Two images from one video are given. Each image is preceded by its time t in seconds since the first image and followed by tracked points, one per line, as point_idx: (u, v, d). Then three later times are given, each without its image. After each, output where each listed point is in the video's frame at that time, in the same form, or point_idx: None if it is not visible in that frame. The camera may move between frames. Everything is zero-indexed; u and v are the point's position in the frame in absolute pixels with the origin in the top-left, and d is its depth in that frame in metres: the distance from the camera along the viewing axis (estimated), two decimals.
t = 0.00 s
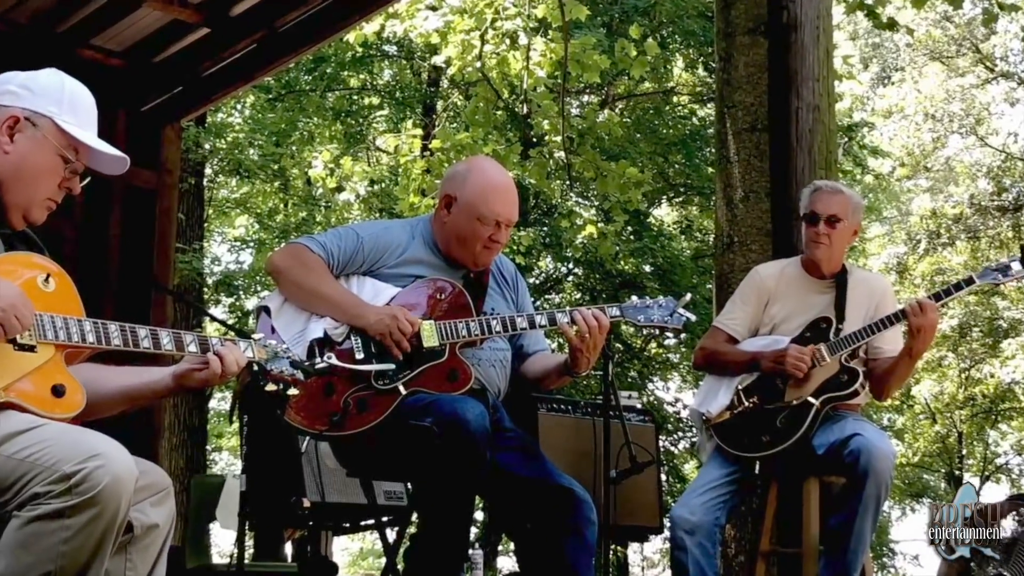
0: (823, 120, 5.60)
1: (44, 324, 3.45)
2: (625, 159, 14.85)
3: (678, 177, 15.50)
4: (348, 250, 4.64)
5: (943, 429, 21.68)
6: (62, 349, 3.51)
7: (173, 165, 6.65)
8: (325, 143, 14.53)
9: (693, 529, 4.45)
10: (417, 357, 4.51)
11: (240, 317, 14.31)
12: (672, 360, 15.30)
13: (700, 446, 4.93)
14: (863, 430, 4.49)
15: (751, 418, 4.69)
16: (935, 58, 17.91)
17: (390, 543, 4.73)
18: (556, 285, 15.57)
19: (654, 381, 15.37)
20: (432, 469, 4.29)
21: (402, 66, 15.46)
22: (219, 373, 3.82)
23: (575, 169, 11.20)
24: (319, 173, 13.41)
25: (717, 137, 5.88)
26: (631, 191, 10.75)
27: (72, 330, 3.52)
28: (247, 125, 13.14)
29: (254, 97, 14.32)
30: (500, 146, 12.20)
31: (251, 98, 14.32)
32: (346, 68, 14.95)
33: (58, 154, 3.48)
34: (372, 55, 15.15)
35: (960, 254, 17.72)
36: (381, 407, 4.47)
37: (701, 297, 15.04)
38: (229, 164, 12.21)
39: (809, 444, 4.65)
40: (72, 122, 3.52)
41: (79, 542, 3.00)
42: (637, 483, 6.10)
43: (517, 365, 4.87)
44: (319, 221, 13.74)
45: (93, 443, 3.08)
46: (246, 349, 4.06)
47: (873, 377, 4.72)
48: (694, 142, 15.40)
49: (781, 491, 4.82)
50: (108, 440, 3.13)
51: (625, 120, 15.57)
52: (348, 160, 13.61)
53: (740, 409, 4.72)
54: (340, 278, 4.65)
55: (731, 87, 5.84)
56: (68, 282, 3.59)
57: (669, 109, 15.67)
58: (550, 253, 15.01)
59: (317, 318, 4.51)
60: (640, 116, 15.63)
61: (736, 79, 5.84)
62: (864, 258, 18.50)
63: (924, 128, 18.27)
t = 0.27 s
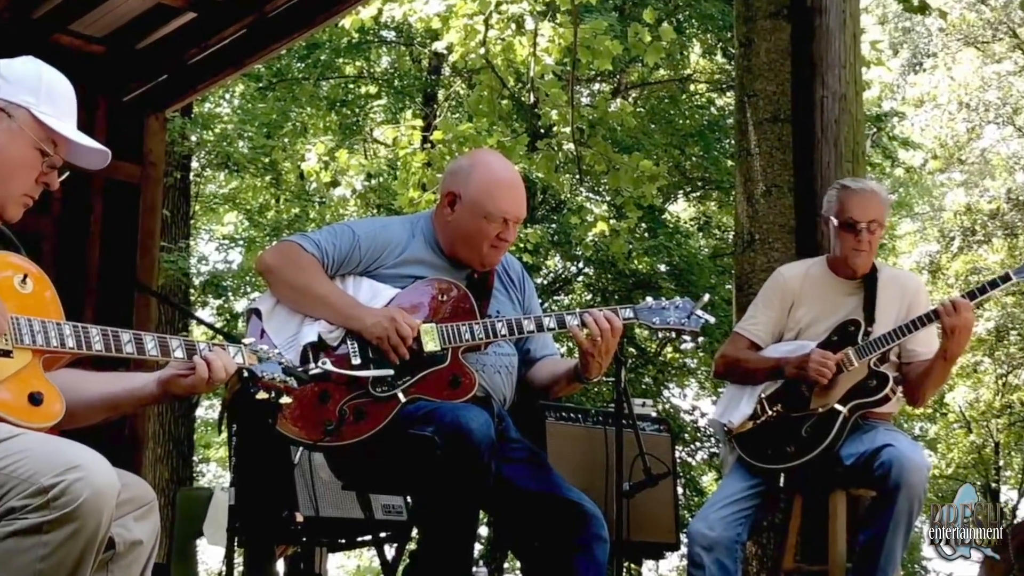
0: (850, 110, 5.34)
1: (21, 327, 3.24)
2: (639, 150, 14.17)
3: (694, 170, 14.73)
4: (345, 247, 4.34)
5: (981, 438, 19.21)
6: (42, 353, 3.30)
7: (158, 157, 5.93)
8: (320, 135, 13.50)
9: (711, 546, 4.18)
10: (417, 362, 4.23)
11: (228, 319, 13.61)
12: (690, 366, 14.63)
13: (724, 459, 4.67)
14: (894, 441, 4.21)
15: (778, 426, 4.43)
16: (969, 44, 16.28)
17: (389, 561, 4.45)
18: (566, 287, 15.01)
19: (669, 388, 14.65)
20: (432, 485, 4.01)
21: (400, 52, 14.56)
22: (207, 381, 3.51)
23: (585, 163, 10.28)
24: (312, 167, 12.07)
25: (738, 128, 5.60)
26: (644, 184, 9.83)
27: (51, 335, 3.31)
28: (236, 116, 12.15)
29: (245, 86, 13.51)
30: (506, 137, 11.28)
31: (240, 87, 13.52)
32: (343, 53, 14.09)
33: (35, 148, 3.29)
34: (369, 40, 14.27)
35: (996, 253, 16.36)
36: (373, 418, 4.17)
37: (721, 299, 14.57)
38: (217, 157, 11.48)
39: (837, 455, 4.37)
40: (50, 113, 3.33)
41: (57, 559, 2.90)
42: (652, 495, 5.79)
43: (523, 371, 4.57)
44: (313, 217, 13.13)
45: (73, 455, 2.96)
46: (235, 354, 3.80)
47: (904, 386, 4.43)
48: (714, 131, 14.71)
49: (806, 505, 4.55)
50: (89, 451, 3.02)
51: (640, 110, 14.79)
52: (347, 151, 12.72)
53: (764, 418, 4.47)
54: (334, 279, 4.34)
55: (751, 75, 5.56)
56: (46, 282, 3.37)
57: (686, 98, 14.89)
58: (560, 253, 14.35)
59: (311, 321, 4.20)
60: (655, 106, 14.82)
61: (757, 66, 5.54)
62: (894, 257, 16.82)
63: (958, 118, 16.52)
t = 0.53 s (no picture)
0: (882, 100, 4.97)
1: (5, 329, 2.97)
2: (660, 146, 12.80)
3: (718, 164, 13.46)
4: (347, 246, 4.08)
5: None
6: (25, 359, 3.03)
7: (148, 152, 5.58)
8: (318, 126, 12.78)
9: (734, 563, 3.94)
10: (423, 368, 3.97)
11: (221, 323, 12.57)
12: (712, 371, 13.47)
13: (742, 470, 4.43)
14: (929, 451, 3.97)
15: (807, 437, 4.18)
16: None
17: None
18: (580, 288, 14.03)
19: (689, 396, 13.52)
20: (438, 496, 3.78)
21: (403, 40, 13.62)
22: (203, 383, 3.28)
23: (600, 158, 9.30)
24: (312, 160, 11.46)
25: (763, 119, 5.43)
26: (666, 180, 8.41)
27: (37, 339, 3.05)
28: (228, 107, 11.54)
29: (239, 75, 12.83)
30: (517, 129, 10.05)
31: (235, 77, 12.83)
32: (343, 41, 13.24)
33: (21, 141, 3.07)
34: (372, 27, 13.49)
35: None
36: (377, 428, 3.91)
37: (745, 301, 13.13)
38: (209, 151, 11.07)
39: (867, 465, 4.13)
40: (36, 105, 3.11)
41: None
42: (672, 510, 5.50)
43: (535, 376, 4.33)
44: (311, 215, 12.40)
45: (60, 465, 2.75)
46: (232, 358, 3.50)
47: (940, 394, 4.20)
48: (737, 123, 13.34)
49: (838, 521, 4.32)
50: (75, 462, 2.80)
51: (658, 101, 13.44)
52: (347, 144, 11.74)
53: (788, 428, 4.22)
54: (335, 279, 4.09)
55: (776, 64, 5.40)
56: (30, 284, 3.10)
57: (708, 86, 13.52)
58: (573, 251, 13.33)
59: (312, 323, 3.95)
60: (675, 95, 13.52)
61: (784, 54, 5.38)
62: (927, 257, 15.66)
63: (999, 107, 15.48)
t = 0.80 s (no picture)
0: (918, 89, 4.76)
1: None
2: (682, 137, 12.58)
3: (743, 157, 13.22)
4: (350, 245, 3.84)
5: None
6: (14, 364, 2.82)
7: (142, 148, 4.89)
8: (321, 118, 12.18)
9: None
10: (432, 375, 3.75)
11: (219, 327, 11.75)
12: (738, 378, 13.19)
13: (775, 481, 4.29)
14: (972, 462, 3.79)
15: (840, 446, 4.05)
16: None
17: None
18: (598, 289, 13.53)
19: (715, 403, 13.20)
20: (449, 508, 3.57)
21: (410, 28, 12.90)
22: (202, 385, 3.06)
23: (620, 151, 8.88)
24: (313, 154, 10.66)
25: (790, 109, 5.18)
26: (689, 173, 7.99)
27: (25, 341, 2.82)
28: (227, 99, 10.93)
29: (238, 65, 12.05)
30: (531, 121, 9.58)
31: (233, 67, 12.05)
32: (349, 28, 12.56)
33: (13, 136, 2.86)
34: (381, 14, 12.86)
35: None
36: (386, 436, 3.69)
37: (771, 302, 12.74)
38: (206, 145, 10.36)
39: (904, 477, 3.98)
40: (26, 97, 2.91)
41: None
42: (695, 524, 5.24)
43: (550, 383, 4.10)
44: (315, 213, 11.65)
45: (50, 475, 2.57)
46: (237, 359, 3.35)
47: (981, 399, 4.07)
48: (763, 114, 13.09)
49: (872, 535, 4.11)
50: (66, 471, 2.63)
51: (680, 90, 13.24)
52: (352, 136, 11.30)
53: (821, 437, 4.10)
54: (338, 280, 3.86)
55: (805, 52, 5.15)
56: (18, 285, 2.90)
57: (733, 76, 13.35)
58: (590, 250, 12.98)
59: (314, 328, 3.73)
60: (698, 85, 13.33)
61: (813, 41, 5.13)
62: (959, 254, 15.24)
63: None
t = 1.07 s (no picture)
0: (956, 80, 4.55)
1: None
2: (705, 130, 12.21)
3: (770, 151, 12.77)
4: (357, 243, 3.64)
5: None
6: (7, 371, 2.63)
7: (137, 143, 4.68)
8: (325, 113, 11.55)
9: None
10: (442, 382, 3.55)
11: (219, 330, 11.36)
12: (766, 385, 12.72)
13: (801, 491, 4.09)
14: (1010, 472, 3.61)
15: (873, 456, 3.83)
16: None
17: None
18: (617, 291, 13.07)
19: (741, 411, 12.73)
20: (462, 521, 3.38)
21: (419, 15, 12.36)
22: (203, 391, 2.89)
23: (639, 146, 8.53)
24: (318, 150, 10.50)
25: (822, 100, 4.99)
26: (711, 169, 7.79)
27: (17, 347, 2.63)
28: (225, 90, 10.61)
29: (238, 55, 11.58)
30: (546, 114, 9.24)
31: (232, 57, 11.57)
32: (354, 18, 11.75)
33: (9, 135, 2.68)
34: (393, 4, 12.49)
35: None
36: (395, 449, 3.49)
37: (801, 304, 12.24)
38: (204, 139, 10.32)
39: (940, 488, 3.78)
40: (23, 93, 2.73)
41: None
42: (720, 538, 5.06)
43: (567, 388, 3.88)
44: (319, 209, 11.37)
45: (40, 487, 2.38)
46: (240, 367, 3.13)
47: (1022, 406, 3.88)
48: (792, 105, 12.59)
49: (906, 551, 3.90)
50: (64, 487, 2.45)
51: (703, 80, 12.52)
52: (359, 129, 10.90)
53: (851, 447, 3.88)
54: (343, 281, 3.66)
55: (838, 39, 4.98)
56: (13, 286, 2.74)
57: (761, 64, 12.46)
58: (610, 249, 12.40)
59: (318, 332, 3.53)
60: (722, 76, 12.50)
61: (845, 28, 4.97)
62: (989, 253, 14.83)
63: None
